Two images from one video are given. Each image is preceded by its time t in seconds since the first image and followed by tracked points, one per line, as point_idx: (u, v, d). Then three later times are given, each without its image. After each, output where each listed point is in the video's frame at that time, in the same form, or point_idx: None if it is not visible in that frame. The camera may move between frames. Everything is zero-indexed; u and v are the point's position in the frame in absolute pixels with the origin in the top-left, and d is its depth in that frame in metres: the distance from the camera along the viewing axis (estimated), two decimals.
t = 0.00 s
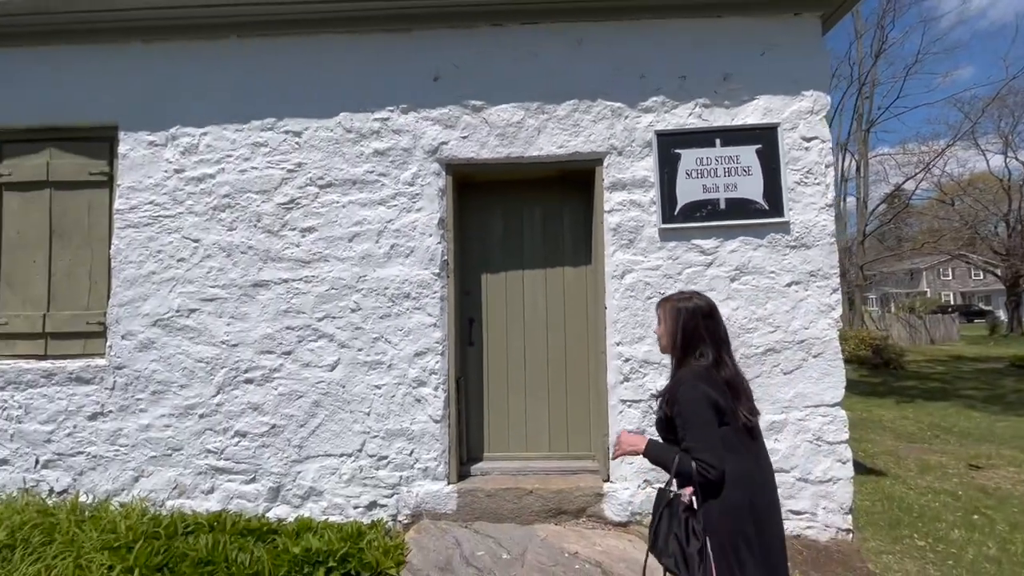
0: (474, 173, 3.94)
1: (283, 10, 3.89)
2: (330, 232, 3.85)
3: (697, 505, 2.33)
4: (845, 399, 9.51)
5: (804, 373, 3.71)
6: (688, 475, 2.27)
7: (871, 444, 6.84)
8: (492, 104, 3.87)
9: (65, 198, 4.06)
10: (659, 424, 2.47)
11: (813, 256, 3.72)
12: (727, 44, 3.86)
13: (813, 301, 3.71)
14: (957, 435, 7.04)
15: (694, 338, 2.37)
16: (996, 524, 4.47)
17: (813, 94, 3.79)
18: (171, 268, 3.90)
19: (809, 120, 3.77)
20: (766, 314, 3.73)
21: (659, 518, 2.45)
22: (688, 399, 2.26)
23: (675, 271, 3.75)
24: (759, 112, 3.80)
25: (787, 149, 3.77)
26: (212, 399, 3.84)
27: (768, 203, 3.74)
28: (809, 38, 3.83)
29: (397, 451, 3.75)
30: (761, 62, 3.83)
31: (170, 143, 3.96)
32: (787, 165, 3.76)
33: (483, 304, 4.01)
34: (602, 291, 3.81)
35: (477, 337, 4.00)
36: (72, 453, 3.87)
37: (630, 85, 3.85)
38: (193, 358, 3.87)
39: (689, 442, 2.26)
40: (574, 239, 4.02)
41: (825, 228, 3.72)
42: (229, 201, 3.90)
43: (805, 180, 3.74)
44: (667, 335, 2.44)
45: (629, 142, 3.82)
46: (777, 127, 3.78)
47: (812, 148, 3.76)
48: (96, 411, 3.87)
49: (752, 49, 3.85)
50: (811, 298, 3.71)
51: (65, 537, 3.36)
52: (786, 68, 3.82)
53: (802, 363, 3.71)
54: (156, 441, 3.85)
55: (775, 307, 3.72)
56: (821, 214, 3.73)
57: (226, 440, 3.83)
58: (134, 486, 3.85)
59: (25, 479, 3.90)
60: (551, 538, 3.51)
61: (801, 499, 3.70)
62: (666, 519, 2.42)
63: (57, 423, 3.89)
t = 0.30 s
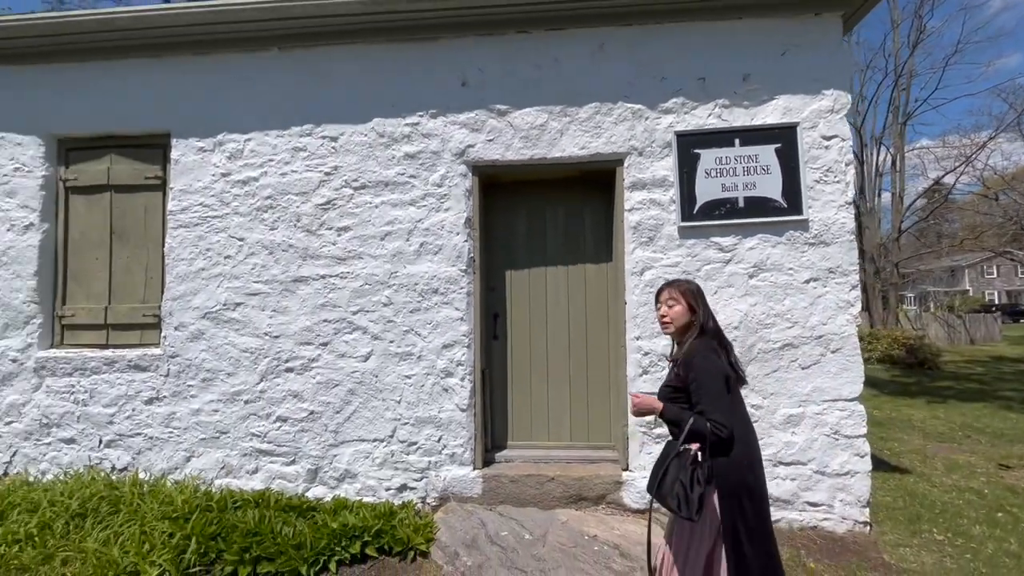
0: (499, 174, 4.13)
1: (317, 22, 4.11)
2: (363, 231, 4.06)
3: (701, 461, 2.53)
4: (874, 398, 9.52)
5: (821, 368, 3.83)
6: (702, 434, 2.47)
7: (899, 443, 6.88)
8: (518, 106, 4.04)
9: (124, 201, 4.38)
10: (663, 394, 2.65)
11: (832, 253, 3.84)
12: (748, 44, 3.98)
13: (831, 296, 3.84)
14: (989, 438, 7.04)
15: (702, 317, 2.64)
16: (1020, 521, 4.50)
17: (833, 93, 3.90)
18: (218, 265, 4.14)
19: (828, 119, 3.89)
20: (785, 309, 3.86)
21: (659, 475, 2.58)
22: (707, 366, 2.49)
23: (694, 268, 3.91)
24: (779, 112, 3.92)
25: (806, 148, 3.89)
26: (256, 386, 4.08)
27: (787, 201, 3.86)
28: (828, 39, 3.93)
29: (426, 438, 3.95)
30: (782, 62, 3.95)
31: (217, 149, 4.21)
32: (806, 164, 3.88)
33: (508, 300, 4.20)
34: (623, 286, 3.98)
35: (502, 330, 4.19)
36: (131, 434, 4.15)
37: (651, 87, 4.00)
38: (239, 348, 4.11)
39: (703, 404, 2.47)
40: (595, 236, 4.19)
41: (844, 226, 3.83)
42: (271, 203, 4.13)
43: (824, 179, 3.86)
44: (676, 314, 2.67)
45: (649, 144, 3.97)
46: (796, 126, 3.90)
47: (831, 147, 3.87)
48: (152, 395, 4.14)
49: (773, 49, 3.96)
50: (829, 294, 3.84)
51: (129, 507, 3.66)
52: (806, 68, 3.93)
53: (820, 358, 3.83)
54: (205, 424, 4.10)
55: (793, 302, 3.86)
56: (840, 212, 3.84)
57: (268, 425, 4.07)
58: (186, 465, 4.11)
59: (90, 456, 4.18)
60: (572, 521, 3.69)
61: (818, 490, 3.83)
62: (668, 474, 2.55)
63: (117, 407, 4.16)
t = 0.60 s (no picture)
0: (523, 179, 4.25)
1: (348, 33, 4.27)
2: (392, 234, 4.20)
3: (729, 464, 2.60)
4: (904, 401, 9.45)
5: (843, 370, 3.87)
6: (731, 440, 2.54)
7: (928, 447, 6.85)
8: (542, 112, 4.16)
9: (167, 206, 4.58)
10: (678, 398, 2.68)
11: (855, 255, 3.88)
12: (770, 49, 4.05)
13: (854, 299, 3.87)
14: None
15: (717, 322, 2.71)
16: None
17: (857, 96, 3.93)
18: (255, 267, 4.31)
19: (852, 122, 3.92)
20: (807, 311, 3.92)
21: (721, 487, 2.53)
22: (732, 373, 2.56)
23: (715, 271, 3.99)
24: (802, 115, 3.98)
25: (829, 152, 3.93)
26: (290, 382, 4.25)
27: (809, 204, 3.91)
28: (851, 44, 3.97)
29: (452, 434, 4.08)
30: (805, 67, 4.00)
31: (254, 156, 4.39)
32: (829, 167, 3.92)
33: (532, 300, 4.32)
34: (644, 288, 4.07)
35: (525, 330, 4.31)
36: (174, 426, 4.34)
37: (673, 93, 4.09)
38: (274, 345, 4.27)
39: (731, 410, 2.54)
40: (616, 239, 4.28)
41: (867, 228, 3.87)
42: (305, 208, 4.30)
43: (847, 182, 3.90)
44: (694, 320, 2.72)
45: (671, 149, 4.07)
46: (819, 129, 3.95)
47: (855, 150, 3.91)
48: (193, 390, 4.33)
49: (796, 54, 4.02)
50: (852, 296, 3.88)
51: (175, 494, 3.87)
52: (829, 71, 3.98)
53: (842, 360, 3.87)
54: (243, 418, 4.27)
55: (816, 304, 3.91)
56: (863, 215, 3.88)
57: (302, 420, 4.23)
58: (225, 456, 4.29)
59: (136, 446, 4.38)
60: (593, 517, 3.79)
61: (839, 492, 3.88)
62: (732, 487, 2.52)
63: (162, 400, 4.36)
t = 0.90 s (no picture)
0: (545, 183, 4.32)
1: (376, 41, 4.36)
2: (417, 238, 4.28)
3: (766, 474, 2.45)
4: (931, 407, 9.34)
5: (868, 374, 3.87)
6: (767, 451, 2.46)
7: (955, 453, 6.77)
8: (565, 117, 4.22)
9: (201, 210, 4.72)
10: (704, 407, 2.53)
11: (880, 259, 3.87)
12: (794, 53, 4.06)
13: (878, 302, 3.87)
14: None
15: (741, 330, 2.63)
16: None
17: (882, 99, 3.94)
18: (284, 269, 4.42)
19: (877, 125, 3.93)
20: (831, 315, 3.92)
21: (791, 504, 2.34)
22: (764, 383, 2.50)
23: (737, 274, 4.02)
24: (826, 118, 3.99)
25: (853, 155, 3.94)
26: (318, 381, 4.34)
27: (833, 207, 3.92)
28: (875, 47, 3.98)
29: (475, 433, 4.15)
30: (829, 70, 4.01)
31: (283, 161, 4.50)
32: (853, 170, 3.93)
33: (554, 303, 4.38)
34: (666, 291, 4.11)
35: (547, 332, 4.37)
36: (206, 423, 4.46)
37: (696, 97, 4.13)
38: (302, 346, 4.37)
39: (763, 420, 2.47)
40: (638, 242, 4.32)
41: (892, 232, 3.86)
42: (332, 212, 4.40)
43: (872, 185, 3.90)
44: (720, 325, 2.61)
45: (693, 153, 4.10)
46: (844, 132, 3.96)
47: (880, 153, 3.91)
48: (224, 388, 4.44)
49: (820, 57, 4.03)
50: (877, 300, 3.87)
51: (210, 488, 3.99)
52: (853, 74, 3.99)
53: (867, 364, 3.87)
54: (272, 415, 4.38)
55: (840, 308, 3.91)
56: (889, 218, 3.87)
57: (329, 418, 4.32)
58: (255, 453, 4.40)
59: (170, 443, 4.50)
60: (615, 518, 3.83)
61: (864, 496, 3.87)
62: (800, 501, 2.35)
63: (194, 398, 4.48)
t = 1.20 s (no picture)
0: (560, 185, 4.34)
1: (394, 45, 4.41)
2: (433, 240, 4.32)
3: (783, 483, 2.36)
4: (952, 412, 9.23)
5: (886, 378, 3.84)
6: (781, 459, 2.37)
7: (976, 460, 6.69)
8: (580, 120, 4.24)
9: (221, 212, 4.80)
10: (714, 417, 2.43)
11: (898, 261, 3.85)
12: (810, 54, 4.05)
13: (897, 306, 3.85)
14: None
15: (741, 337, 2.58)
16: None
17: (901, 100, 3.91)
18: (303, 270, 4.48)
19: (896, 127, 3.90)
20: (848, 318, 3.90)
21: (814, 512, 2.26)
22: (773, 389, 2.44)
23: (754, 277, 4.01)
24: (843, 120, 3.98)
25: (871, 157, 3.92)
26: (334, 381, 4.40)
27: (850, 210, 3.91)
28: (894, 48, 3.96)
29: (489, 434, 4.18)
30: (846, 72, 4.00)
31: (302, 164, 4.57)
32: (871, 173, 3.91)
33: (569, 304, 4.40)
34: (681, 293, 4.11)
35: (561, 334, 4.39)
36: (225, 421, 4.53)
37: (712, 99, 4.13)
38: (319, 346, 4.43)
39: (775, 428, 2.39)
40: (652, 245, 4.33)
41: (911, 234, 3.84)
42: (349, 214, 4.45)
43: (891, 188, 3.88)
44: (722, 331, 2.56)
45: (708, 155, 4.10)
46: (861, 134, 3.94)
47: (898, 155, 3.89)
48: (243, 387, 4.51)
49: (837, 59, 4.02)
50: (895, 304, 3.85)
51: (229, 486, 4.05)
52: (871, 76, 3.97)
53: (885, 368, 3.84)
54: (289, 415, 4.44)
55: (857, 311, 3.89)
56: (908, 221, 3.85)
57: (345, 418, 4.37)
58: (272, 452, 4.46)
59: (189, 440, 4.58)
60: (630, 520, 3.84)
61: (883, 502, 3.85)
62: (823, 507, 2.27)
63: (213, 397, 4.55)
